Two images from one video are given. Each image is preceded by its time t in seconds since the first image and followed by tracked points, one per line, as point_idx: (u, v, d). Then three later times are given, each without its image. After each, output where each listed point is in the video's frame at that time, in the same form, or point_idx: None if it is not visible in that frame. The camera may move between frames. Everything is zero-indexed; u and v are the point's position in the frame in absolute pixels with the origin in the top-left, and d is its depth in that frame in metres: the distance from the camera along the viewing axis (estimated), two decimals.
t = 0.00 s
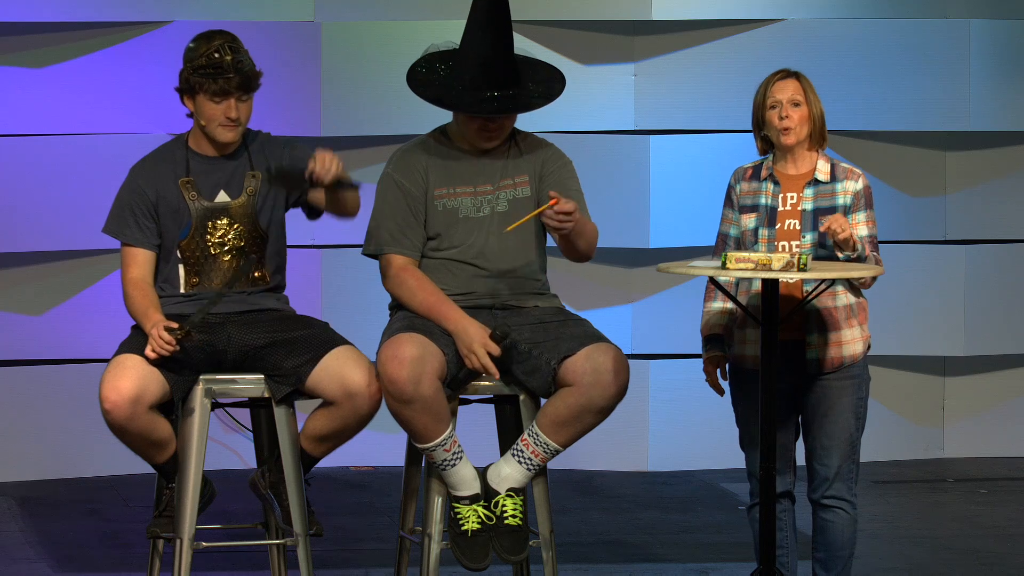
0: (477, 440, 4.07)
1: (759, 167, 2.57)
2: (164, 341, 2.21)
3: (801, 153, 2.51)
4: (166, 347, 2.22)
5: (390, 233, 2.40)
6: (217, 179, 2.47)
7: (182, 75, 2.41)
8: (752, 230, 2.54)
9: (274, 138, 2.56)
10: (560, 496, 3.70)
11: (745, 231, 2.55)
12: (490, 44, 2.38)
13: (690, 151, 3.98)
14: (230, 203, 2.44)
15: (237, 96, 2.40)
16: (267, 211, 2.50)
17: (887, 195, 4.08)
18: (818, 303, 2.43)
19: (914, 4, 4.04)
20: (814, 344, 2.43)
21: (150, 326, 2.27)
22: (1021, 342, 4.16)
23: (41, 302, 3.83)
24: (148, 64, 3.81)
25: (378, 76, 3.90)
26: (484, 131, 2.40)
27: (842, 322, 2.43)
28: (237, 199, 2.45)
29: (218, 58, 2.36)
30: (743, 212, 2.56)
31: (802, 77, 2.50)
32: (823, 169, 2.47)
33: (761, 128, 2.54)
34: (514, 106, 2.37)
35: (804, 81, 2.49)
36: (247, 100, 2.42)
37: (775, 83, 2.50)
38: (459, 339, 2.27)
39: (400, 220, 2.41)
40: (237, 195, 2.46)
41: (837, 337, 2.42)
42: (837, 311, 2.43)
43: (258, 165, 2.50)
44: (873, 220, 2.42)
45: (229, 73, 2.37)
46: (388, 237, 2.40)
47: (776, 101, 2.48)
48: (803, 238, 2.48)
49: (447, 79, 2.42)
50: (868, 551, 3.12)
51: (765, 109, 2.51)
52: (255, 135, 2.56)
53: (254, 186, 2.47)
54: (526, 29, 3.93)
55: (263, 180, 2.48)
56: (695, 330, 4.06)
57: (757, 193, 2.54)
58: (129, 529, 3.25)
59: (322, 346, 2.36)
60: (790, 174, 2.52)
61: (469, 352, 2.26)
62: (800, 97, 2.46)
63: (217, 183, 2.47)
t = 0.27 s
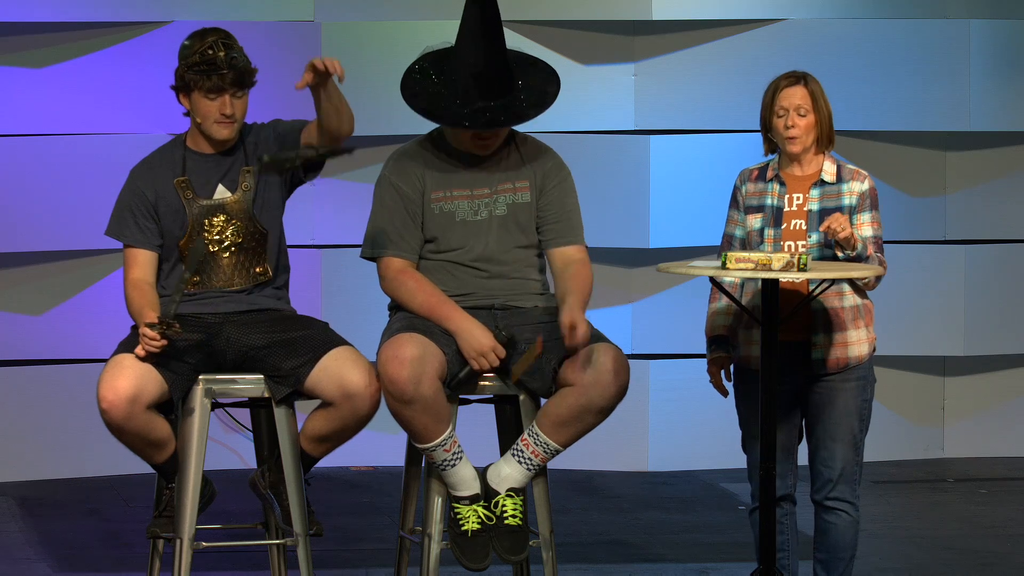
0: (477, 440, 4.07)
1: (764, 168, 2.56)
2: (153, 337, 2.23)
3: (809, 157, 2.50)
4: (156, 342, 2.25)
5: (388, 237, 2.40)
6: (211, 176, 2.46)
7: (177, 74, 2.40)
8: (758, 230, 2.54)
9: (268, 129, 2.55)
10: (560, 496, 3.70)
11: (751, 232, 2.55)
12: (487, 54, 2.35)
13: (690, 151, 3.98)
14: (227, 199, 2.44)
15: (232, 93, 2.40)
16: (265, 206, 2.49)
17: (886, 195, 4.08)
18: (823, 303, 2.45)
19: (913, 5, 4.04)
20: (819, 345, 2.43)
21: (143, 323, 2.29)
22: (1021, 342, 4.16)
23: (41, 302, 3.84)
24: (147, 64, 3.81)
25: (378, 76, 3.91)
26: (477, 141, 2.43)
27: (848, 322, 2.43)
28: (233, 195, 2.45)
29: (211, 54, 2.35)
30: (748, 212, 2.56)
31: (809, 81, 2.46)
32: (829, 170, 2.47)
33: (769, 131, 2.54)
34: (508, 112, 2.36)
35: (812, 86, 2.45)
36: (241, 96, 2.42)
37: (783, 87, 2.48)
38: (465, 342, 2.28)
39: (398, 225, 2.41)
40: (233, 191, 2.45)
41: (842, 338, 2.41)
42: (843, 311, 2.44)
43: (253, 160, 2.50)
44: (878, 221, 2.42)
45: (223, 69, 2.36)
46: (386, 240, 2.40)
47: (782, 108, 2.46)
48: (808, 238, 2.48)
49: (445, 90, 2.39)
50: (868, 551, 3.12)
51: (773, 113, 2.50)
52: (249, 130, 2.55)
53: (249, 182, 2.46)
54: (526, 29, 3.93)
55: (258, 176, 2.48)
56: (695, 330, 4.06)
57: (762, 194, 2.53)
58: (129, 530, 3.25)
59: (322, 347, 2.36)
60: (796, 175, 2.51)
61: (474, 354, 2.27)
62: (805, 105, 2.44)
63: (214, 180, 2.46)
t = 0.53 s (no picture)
0: (478, 440, 4.07)
1: (771, 171, 2.57)
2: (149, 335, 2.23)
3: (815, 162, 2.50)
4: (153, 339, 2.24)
5: (387, 239, 2.40)
6: (211, 178, 2.46)
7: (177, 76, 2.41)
8: (764, 232, 2.54)
9: (266, 130, 2.55)
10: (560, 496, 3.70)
11: (757, 234, 2.55)
12: (498, 63, 2.35)
13: (690, 151, 3.98)
14: (226, 200, 2.43)
15: (231, 97, 2.40)
16: (264, 208, 2.49)
17: (886, 195, 4.08)
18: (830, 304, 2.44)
19: (913, 5, 4.04)
20: (825, 346, 2.43)
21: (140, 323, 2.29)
22: (1021, 342, 4.16)
23: (41, 302, 3.84)
24: (147, 64, 3.81)
25: (378, 76, 3.91)
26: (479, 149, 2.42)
27: (855, 324, 2.43)
28: (232, 197, 2.44)
29: (211, 58, 2.36)
30: (754, 214, 2.56)
31: (816, 87, 2.45)
32: (835, 172, 2.47)
33: (777, 135, 2.54)
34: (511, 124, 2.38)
35: (819, 92, 2.44)
36: (241, 100, 2.42)
37: (791, 92, 2.47)
38: (468, 341, 2.28)
39: (398, 227, 2.41)
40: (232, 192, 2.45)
41: (848, 339, 2.41)
42: (850, 313, 2.43)
43: (252, 162, 2.49)
44: (885, 224, 2.40)
45: (223, 74, 2.36)
46: (385, 242, 2.40)
47: (788, 115, 2.46)
48: (815, 239, 2.48)
49: (452, 103, 2.40)
50: (868, 551, 3.12)
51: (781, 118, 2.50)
52: (250, 132, 2.55)
53: (247, 183, 2.46)
54: (526, 29, 3.93)
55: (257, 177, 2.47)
56: (696, 330, 4.06)
57: (768, 196, 2.54)
58: (129, 529, 3.25)
59: (322, 347, 2.36)
60: (802, 177, 2.51)
61: (477, 354, 2.27)
62: (811, 112, 2.44)
63: (213, 181, 2.46)
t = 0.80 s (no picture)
0: (478, 440, 4.07)
1: (775, 173, 2.57)
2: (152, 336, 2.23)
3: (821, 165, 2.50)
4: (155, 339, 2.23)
5: (387, 239, 2.40)
6: (210, 179, 2.46)
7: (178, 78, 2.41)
8: (768, 233, 2.54)
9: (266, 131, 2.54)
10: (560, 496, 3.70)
11: (761, 235, 2.55)
12: (498, 63, 2.38)
13: (690, 151, 3.98)
14: (226, 202, 2.44)
15: (232, 100, 2.40)
16: (264, 209, 2.49)
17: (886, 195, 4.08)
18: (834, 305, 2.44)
19: (913, 5, 4.04)
20: (829, 347, 2.42)
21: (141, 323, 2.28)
22: (1021, 342, 4.16)
23: (40, 302, 3.84)
24: (147, 64, 3.81)
25: (379, 76, 3.90)
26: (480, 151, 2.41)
27: (859, 325, 2.43)
28: (232, 198, 2.44)
29: (212, 61, 2.36)
30: (758, 216, 2.56)
31: (821, 90, 2.45)
32: (840, 175, 2.47)
33: (781, 138, 2.54)
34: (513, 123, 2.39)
35: (823, 95, 2.44)
36: (241, 103, 2.42)
37: (795, 96, 2.47)
38: (467, 342, 2.28)
39: (398, 227, 2.41)
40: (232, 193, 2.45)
41: (852, 341, 2.41)
42: (854, 314, 2.43)
43: (252, 163, 2.50)
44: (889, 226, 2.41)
45: (223, 76, 2.36)
46: (385, 241, 2.40)
47: (793, 118, 2.46)
48: (819, 241, 2.48)
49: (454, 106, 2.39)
50: (868, 551, 3.12)
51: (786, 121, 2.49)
52: (251, 132, 2.56)
53: (247, 184, 2.46)
54: (526, 29, 3.93)
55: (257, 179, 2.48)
56: (696, 330, 4.06)
57: (773, 198, 2.54)
58: (129, 529, 3.25)
59: (322, 347, 2.36)
60: (806, 179, 2.51)
61: (476, 355, 2.28)
62: (816, 116, 2.43)
63: (213, 182, 2.46)
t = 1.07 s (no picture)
0: (478, 440, 4.07)
1: (776, 174, 2.57)
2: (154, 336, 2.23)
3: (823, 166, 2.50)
4: (155, 338, 2.23)
5: (390, 239, 2.40)
6: (211, 179, 2.46)
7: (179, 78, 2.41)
8: (769, 234, 2.54)
9: (267, 132, 2.54)
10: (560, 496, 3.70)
11: (762, 235, 2.55)
12: (501, 67, 2.35)
13: (690, 151, 3.98)
14: (226, 202, 2.43)
15: (233, 99, 2.40)
16: (264, 209, 2.49)
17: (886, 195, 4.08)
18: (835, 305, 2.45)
19: (913, 5, 4.04)
20: (830, 348, 2.43)
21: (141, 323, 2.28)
22: (1021, 342, 4.16)
23: (40, 302, 3.83)
24: (148, 64, 3.81)
25: (379, 76, 3.90)
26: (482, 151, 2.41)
27: (859, 326, 2.43)
28: (232, 198, 2.44)
29: (213, 61, 2.36)
30: (760, 216, 2.56)
31: (822, 91, 2.45)
32: (841, 176, 2.47)
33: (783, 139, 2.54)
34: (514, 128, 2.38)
35: (825, 96, 2.44)
36: (242, 102, 2.42)
37: (797, 96, 2.47)
38: (468, 343, 2.28)
39: (400, 227, 2.41)
40: (232, 193, 2.45)
41: (852, 341, 2.42)
42: (854, 314, 2.44)
43: (253, 163, 2.49)
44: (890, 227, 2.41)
45: (225, 76, 2.36)
46: (387, 242, 2.40)
47: (794, 119, 2.46)
48: (820, 241, 2.48)
49: (456, 105, 2.40)
50: (868, 551, 3.12)
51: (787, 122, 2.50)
52: (252, 132, 2.56)
53: (247, 185, 2.46)
54: (526, 29, 3.93)
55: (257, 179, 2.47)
56: (695, 330, 4.06)
57: (774, 199, 2.54)
58: (129, 529, 3.25)
59: (322, 347, 2.36)
60: (807, 180, 2.51)
61: (476, 356, 2.28)
62: (818, 117, 2.44)
63: (213, 182, 2.46)
